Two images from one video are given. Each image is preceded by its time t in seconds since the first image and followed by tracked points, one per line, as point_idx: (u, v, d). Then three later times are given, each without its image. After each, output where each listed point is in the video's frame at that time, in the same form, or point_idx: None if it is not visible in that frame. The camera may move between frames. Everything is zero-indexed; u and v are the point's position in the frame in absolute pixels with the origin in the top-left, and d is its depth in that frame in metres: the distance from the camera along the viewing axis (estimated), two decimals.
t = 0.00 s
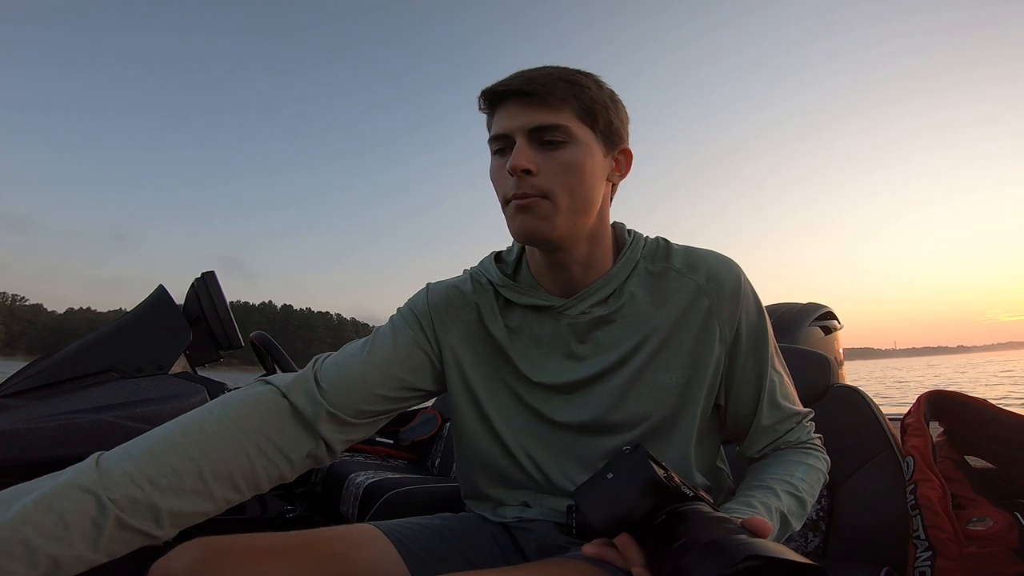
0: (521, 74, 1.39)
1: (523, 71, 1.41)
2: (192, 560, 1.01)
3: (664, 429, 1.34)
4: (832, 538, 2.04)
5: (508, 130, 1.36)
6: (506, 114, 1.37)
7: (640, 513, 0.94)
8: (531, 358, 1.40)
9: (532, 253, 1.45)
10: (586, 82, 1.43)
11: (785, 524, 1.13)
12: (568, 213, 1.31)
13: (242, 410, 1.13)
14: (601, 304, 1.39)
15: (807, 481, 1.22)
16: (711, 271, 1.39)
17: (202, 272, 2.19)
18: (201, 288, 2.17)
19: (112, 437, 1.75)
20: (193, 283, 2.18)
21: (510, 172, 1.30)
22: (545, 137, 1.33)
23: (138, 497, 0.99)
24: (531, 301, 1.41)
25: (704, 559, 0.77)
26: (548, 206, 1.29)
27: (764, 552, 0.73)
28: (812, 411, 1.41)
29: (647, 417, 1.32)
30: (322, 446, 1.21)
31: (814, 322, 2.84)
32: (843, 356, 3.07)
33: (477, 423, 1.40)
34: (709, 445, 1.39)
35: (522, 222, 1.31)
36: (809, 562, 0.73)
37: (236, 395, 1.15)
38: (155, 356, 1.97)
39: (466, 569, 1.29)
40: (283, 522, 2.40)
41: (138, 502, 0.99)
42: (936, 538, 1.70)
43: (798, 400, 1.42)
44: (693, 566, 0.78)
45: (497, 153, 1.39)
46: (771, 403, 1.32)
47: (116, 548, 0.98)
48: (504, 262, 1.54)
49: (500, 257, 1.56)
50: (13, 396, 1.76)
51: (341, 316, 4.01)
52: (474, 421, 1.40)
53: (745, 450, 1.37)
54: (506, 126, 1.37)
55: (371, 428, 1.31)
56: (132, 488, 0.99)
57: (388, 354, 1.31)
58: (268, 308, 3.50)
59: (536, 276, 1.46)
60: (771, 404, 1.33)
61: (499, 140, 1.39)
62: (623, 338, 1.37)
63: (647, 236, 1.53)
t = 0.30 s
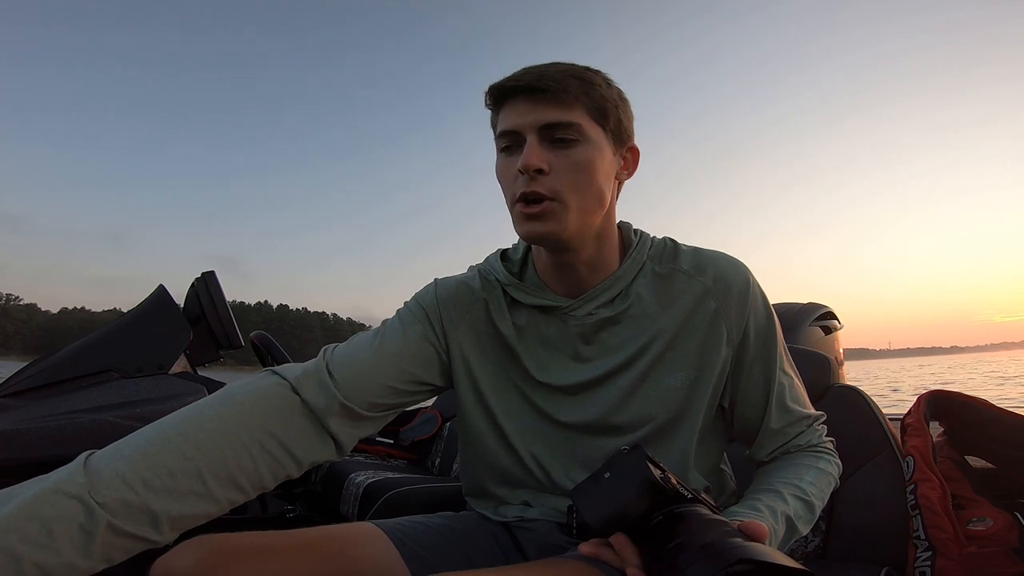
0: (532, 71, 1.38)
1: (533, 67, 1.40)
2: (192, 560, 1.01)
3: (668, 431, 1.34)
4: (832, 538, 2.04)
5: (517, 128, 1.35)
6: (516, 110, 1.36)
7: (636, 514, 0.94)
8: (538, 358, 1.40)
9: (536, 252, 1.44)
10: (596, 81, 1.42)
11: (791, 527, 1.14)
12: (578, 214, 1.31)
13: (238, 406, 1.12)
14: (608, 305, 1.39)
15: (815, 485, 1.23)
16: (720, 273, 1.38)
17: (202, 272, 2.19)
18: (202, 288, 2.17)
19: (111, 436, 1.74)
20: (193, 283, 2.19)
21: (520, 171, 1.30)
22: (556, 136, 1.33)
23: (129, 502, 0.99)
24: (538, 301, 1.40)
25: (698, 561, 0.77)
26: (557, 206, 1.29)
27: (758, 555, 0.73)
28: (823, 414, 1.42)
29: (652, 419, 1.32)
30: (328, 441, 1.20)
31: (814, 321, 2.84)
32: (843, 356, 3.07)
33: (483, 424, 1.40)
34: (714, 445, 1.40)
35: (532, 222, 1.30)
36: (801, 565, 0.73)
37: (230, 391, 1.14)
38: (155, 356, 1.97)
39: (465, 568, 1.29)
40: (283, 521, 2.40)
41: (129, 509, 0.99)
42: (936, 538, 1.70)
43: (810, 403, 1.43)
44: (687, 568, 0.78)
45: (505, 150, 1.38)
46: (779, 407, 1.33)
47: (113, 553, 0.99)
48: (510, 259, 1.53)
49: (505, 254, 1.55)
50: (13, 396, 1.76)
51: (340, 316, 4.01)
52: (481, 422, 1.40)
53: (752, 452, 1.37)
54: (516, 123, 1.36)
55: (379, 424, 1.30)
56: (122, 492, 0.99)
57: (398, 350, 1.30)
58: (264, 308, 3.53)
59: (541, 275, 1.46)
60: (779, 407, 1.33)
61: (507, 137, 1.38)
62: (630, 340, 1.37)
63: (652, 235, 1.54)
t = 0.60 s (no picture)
0: (543, 69, 1.37)
1: (543, 65, 1.39)
2: (188, 560, 1.02)
3: (667, 433, 1.34)
4: (833, 538, 2.04)
5: (526, 126, 1.34)
6: (524, 108, 1.35)
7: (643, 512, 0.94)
8: (539, 360, 1.39)
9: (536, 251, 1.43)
10: (607, 82, 1.42)
11: (789, 528, 1.14)
12: (586, 217, 1.30)
13: (223, 402, 1.11)
14: (609, 307, 1.38)
15: (812, 486, 1.23)
16: (721, 275, 1.39)
17: (202, 272, 2.20)
18: (202, 288, 2.17)
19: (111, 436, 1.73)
20: (193, 283, 2.19)
21: (528, 171, 1.28)
22: (566, 137, 1.32)
23: (106, 506, 0.97)
24: (537, 302, 1.39)
25: (705, 557, 0.77)
26: (566, 208, 1.28)
27: (767, 553, 0.73)
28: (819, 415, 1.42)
29: (651, 421, 1.32)
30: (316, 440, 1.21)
31: (814, 322, 2.84)
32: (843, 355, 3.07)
33: (482, 424, 1.40)
34: (711, 446, 1.40)
35: (539, 223, 1.29)
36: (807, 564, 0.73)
37: (214, 384, 1.13)
38: (155, 356, 1.97)
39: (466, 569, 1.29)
40: (284, 522, 2.40)
41: (108, 515, 0.98)
42: (936, 538, 1.70)
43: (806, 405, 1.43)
44: (691, 568, 0.78)
45: (511, 148, 1.37)
46: (777, 407, 1.33)
47: (91, 557, 0.98)
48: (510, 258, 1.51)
49: (504, 253, 1.54)
50: (14, 397, 1.76)
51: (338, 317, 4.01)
52: (480, 422, 1.40)
53: (749, 453, 1.37)
54: (524, 120, 1.34)
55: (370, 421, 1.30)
56: (99, 497, 0.97)
57: (395, 346, 1.30)
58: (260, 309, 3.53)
59: (541, 275, 1.45)
60: (777, 408, 1.34)
61: (514, 135, 1.36)
62: (630, 341, 1.37)
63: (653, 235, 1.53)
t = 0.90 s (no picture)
0: (521, 70, 1.35)
1: (521, 66, 1.37)
2: (187, 560, 1.01)
3: (667, 433, 1.34)
4: (833, 538, 2.04)
5: (506, 132, 1.33)
6: (504, 113, 1.34)
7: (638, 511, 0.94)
8: (536, 363, 1.39)
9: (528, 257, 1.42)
10: (588, 80, 1.41)
11: (789, 525, 1.14)
12: (573, 221, 1.30)
13: (200, 394, 1.08)
14: (606, 308, 1.38)
15: (812, 483, 1.23)
16: (718, 274, 1.39)
17: (202, 273, 2.21)
18: (202, 288, 2.18)
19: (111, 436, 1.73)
20: (193, 283, 2.19)
21: (511, 179, 1.28)
22: (548, 141, 1.31)
23: (72, 495, 0.93)
24: (532, 305, 1.39)
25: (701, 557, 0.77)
26: (552, 215, 1.28)
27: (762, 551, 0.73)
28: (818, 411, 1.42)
29: (651, 422, 1.32)
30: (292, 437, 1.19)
31: (814, 322, 2.84)
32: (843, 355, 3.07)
33: (483, 429, 1.39)
34: (711, 445, 1.40)
35: (525, 230, 1.29)
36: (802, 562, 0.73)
37: (200, 375, 1.10)
38: (155, 356, 1.96)
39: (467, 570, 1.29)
40: (285, 521, 2.40)
41: (74, 505, 0.94)
42: (936, 538, 1.70)
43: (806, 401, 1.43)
44: (686, 567, 0.78)
45: (493, 155, 1.37)
46: (776, 405, 1.33)
47: (54, 549, 0.94)
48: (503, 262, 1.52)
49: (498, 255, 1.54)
50: (15, 398, 1.76)
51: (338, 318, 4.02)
52: (480, 427, 1.40)
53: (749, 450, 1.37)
54: (504, 126, 1.33)
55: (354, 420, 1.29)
56: (65, 486, 0.93)
57: (382, 343, 1.30)
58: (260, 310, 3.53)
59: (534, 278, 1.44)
60: (777, 406, 1.34)
61: (495, 141, 1.35)
62: (627, 342, 1.37)
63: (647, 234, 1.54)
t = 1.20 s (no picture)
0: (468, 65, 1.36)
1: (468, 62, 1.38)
2: (184, 565, 1.00)
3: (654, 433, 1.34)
4: (833, 538, 2.04)
5: (455, 125, 1.33)
6: (453, 107, 1.34)
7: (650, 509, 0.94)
8: (511, 371, 1.37)
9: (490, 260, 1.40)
10: (538, 74, 1.41)
11: (792, 512, 1.15)
12: (529, 214, 1.28)
13: (104, 379, 1.06)
14: (578, 310, 1.37)
15: (807, 463, 1.24)
16: (687, 264, 1.38)
17: (202, 273, 2.22)
18: (202, 289, 2.19)
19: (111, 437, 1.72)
20: (193, 283, 2.20)
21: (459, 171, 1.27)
22: (497, 132, 1.31)
23: None
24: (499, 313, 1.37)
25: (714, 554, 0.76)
26: (504, 208, 1.26)
27: (776, 545, 0.72)
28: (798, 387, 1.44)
29: (638, 423, 1.32)
30: (187, 435, 1.15)
31: (814, 322, 2.84)
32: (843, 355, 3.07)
33: (466, 440, 1.37)
34: (702, 436, 1.41)
35: (477, 223, 1.26)
36: (818, 552, 0.72)
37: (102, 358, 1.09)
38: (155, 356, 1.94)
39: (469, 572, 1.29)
40: (285, 522, 2.40)
41: None
42: (936, 538, 1.70)
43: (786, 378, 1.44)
44: (699, 563, 0.78)
45: (444, 153, 1.36)
46: (760, 388, 1.34)
47: None
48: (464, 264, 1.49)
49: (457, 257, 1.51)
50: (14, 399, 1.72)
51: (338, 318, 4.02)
52: (463, 437, 1.37)
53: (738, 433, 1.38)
54: (453, 120, 1.33)
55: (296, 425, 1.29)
56: None
57: (325, 347, 1.28)
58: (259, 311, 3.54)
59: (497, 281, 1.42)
60: (762, 388, 1.34)
61: (446, 137, 1.35)
62: (602, 342, 1.36)
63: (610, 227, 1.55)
